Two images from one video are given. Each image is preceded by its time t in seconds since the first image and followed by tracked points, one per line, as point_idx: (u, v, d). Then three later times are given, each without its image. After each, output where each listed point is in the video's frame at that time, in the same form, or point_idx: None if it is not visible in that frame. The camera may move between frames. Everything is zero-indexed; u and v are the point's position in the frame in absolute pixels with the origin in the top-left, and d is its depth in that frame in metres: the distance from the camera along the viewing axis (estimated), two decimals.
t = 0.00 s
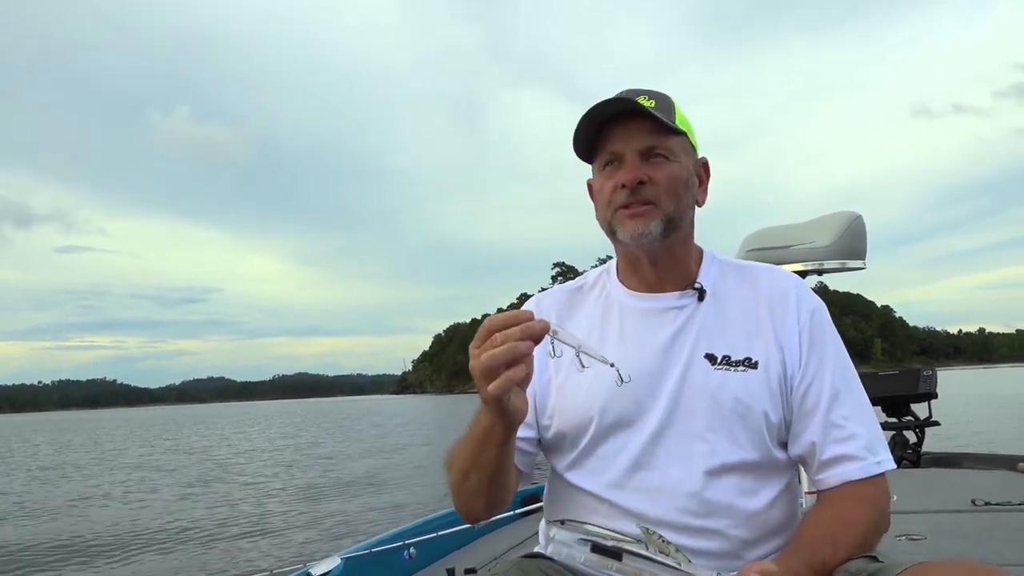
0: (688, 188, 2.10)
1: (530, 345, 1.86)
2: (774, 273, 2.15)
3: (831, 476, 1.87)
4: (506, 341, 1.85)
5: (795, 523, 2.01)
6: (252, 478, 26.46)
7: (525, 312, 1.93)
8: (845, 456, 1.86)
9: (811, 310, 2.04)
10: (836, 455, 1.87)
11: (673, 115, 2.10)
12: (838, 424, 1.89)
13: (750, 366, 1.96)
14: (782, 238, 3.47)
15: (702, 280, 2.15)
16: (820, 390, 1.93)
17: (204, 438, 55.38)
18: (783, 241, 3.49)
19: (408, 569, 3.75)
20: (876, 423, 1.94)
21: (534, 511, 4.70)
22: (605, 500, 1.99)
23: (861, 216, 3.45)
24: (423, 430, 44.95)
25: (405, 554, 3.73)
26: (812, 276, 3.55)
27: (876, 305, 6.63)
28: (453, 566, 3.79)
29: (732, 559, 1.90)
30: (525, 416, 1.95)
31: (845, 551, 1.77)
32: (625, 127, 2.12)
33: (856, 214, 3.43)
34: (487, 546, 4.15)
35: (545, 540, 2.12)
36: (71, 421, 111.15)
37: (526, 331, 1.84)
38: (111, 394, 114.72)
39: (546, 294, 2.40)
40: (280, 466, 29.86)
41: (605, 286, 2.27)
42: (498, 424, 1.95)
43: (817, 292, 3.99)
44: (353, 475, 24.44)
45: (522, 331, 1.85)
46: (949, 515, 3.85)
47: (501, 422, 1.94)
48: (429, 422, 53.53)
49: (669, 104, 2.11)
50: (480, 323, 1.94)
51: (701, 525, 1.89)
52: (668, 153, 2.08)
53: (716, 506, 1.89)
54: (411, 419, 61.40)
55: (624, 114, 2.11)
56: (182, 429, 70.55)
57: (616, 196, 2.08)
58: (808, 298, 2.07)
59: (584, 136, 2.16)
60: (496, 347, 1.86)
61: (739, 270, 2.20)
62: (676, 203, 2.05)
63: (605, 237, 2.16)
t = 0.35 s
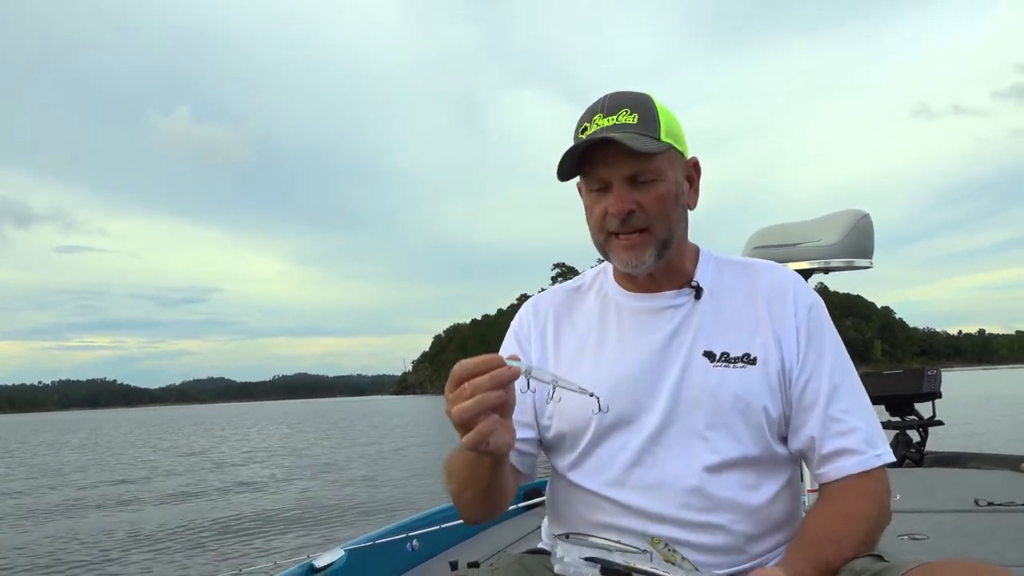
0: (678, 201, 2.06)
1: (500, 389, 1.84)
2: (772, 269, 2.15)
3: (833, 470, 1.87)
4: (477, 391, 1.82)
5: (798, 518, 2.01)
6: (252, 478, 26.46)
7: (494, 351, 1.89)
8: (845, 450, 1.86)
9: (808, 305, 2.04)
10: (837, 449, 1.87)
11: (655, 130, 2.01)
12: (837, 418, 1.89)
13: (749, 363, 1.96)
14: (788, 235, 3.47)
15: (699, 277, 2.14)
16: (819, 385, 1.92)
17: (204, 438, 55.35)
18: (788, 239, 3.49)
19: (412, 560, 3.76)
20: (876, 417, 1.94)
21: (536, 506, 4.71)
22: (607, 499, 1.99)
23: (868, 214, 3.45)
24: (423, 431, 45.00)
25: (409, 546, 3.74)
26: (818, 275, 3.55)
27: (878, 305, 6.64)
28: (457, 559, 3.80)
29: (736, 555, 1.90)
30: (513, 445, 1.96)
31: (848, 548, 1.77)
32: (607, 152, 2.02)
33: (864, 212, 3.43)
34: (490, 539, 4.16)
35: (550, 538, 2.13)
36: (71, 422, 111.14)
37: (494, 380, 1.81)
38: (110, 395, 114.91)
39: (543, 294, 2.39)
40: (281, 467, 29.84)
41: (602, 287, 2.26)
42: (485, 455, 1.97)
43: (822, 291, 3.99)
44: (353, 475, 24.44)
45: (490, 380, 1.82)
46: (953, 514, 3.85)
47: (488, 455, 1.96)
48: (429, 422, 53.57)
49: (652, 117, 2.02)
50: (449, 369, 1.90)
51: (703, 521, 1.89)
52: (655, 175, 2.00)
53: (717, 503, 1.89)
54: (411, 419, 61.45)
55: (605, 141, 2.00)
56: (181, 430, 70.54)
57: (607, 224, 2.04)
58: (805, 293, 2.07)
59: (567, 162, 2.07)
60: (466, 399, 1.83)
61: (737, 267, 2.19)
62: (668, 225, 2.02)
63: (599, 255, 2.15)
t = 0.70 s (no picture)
0: (683, 208, 2.06)
1: (514, 418, 1.83)
2: (774, 273, 2.14)
3: (835, 475, 1.87)
4: (490, 419, 1.82)
5: (798, 521, 2.01)
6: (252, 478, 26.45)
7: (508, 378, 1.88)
8: (848, 455, 1.86)
9: (811, 309, 2.03)
10: (839, 453, 1.87)
11: (661, 136, 2.00)
12: (839, 423, 1.89)
13: (751, 368, 1.96)
14: (785, 236, 3.48)
15: (702, 281, 2.14)
16: (822, 388, 1.92)
17: (203, 439, 55.30)
18: (785, 240, 3.49)
19: (412, 567, 3.75)
20: (878, 420, 1.93)
21: (537, 511, 4.70)
22: (608, 503, 1.99)
23: (864, 214, 3.45)
24: (422, 432, 45.05)
25: (409, 553, 3.73)
26: (816, 275, 3.55)
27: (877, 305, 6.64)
28: (457, 565, 3.79)
29: (735, 559, 1.90)
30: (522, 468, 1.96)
31: (850, 551, 1.77)
32: (612, 160, 2.01)
33: (860, 212, 3.43)
34: (491, 545, 4.15)
35: (549, 541, 2.14)
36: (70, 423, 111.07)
37: (509, 408, 1.80)
38: (109, 395, 114.89)
39: (544, 296, 2.39)
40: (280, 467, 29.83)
41: (603, 291, 2.26)
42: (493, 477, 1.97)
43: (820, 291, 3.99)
44: (352, 476, 24.43)
45: (504, 408, 1.81)
46: (953, 514, 3.85)
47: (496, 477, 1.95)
48: (428, 423, 53.52)
49: (658, 124, 2.01)
50: (460, 393, 1.90)
51: (704, 526, 1.89)
52: (661, 182, 2.00)
53: (719, 507, 1.89)
54: (410, 420, 61.43)
55: (610, 148, 1.99)
56: (180, 431, 70.47)
57: (612, 230, 2.04)
58: (808, 297, 2.06)
59: (572, 168, 2.05)
60: (480, 426, 1.84)
61: (739, 269, 2.19)
62: (672, 232, 2.02)
63: (601, 259, 2.15)
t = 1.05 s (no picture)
0: (690, 211, 2.06)
1: (523, 423, 1.83)
2: (777, 272, 2.14)
3: (837, 475, 1.87)
4: (498, 423, 1.83)
5: (799, 520, 2.02)
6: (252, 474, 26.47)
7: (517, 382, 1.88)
8: (850, 455, 1.86)
9: (814, 308, 2.03)
10: (842, 453, 1.87)
11: (668, 139, 2.00)
12: (842, 422, 1.89)
13: (754, 368, 1.96)
14: (786, 235, 3.48)
15: (704, 281, 2.13)
16: (825, 386, 1.93)
17: (203, 435, 55.35)
18: (787, 239, 3.49)
19: (414, 569, 3.76)
20: (879, 420, 1.94)
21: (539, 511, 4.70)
22: (609, 502, 2.00)
23: (864, 213, 3.45)
24: (421, 428, 45.09)
25: (412, 554, 3.74)
26: (816, 275, 3.55)
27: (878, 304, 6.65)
28: (459, 566, 3.80)
29: (736, 558, 1.91)
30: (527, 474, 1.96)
31: (852, 550, 1.78)
32: (620, 163, 2.00)
33: (860, 211, 3.43)
34: (493, 546, 4.15)
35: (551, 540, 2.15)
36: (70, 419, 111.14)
37: (518, 413, 1.81)
38: (109, 391, 114.96)
39: (545, 294, 2.39)
40: (281, 463, 29.87)
41: (605, 290, 2.25)
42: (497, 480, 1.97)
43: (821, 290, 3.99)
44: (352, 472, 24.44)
45: (513, 412, 1.81)
46: (954, 513, 3.85)
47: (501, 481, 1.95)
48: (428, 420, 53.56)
49: (666, 126, 2.01)
50: (471, 395, 1.89)
51: (705, 525, 1.89)
52: (668, 185, 2.00)
53: (720, 506, 1.90)
54: (410, 416, 61.48)
55: (618, 153, 1.99)
56: (180, 427, 70.50)
57: (618, 234, 2.04)
58: (810, 296, 2.06)
59: (579, 171, 2.05)
60: (488, 429, 1.84)
61: (741, 268, 2.19)
62: (680, 235, 2.03)
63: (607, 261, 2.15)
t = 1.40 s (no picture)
0: (683, 208, 2.05)
1: (513, 423, 1.83)
2: (777, 269, 2.14)
3: (839, 472, 1.87)
4: (489, 422, 1.82)
5: (803, 518, 2.01)
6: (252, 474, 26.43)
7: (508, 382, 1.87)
8: (852, 451, 1.86)
9: (815, 305, 2.03)
10: (844, 450, 1.87)
11: (658, 136, 1.99)
12: (843, 420, 1.89)
13: (754, 365, 1.96)
14: (792, 234, 3.47)
15: (703, 278, 2.13)
16: (826, 383, 1.92)
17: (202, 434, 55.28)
18: (793, 239, 3.48)
19: (416, 560, 3.75)
20: (881, 416, 1.93)
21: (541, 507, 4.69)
22: (612, 501, 1.99)
23: (872, 213, 3.44)
24: (421, 427, 45.18)
25: (414, 547, 3.73)
26: (822, 274, 3.54)
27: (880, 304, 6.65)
28: (461, 560, 3.80)
29: (741, 557, 1.90)
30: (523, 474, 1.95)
31: (855, 549, 1.78)
32: (608, 163, 2.00)
33: (868, 211, 3.42)
34: (495, 540, 4.15)
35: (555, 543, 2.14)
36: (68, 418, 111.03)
37: (509, 413, 1.80)
38: (108, 390, 114.86)
39: (545, 293, 2.38)
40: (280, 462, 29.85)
41: (604, 289, 2.25)
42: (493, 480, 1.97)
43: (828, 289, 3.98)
44: (351, 471, 24.43)
45: (503, 412, 1.81)
46: (958, 514, 3.85)
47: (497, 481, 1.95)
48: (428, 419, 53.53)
49: (654, 125, 2.00)
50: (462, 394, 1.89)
51: (708, 524, 1.89)
52: (660, 183, 1.99)
53: (723, 505, 1.89)
54: (410, 416, 61.40)
55: (607, 152, 1.98)
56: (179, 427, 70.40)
57: (611, 233, 2.04)
58: (811, 293, 2.06)
59: (570, 171, 2.05)
60: (478, 429, 1.84)
61: (740, 266, 2.18)
62: (673, 232, 2.02)
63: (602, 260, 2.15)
